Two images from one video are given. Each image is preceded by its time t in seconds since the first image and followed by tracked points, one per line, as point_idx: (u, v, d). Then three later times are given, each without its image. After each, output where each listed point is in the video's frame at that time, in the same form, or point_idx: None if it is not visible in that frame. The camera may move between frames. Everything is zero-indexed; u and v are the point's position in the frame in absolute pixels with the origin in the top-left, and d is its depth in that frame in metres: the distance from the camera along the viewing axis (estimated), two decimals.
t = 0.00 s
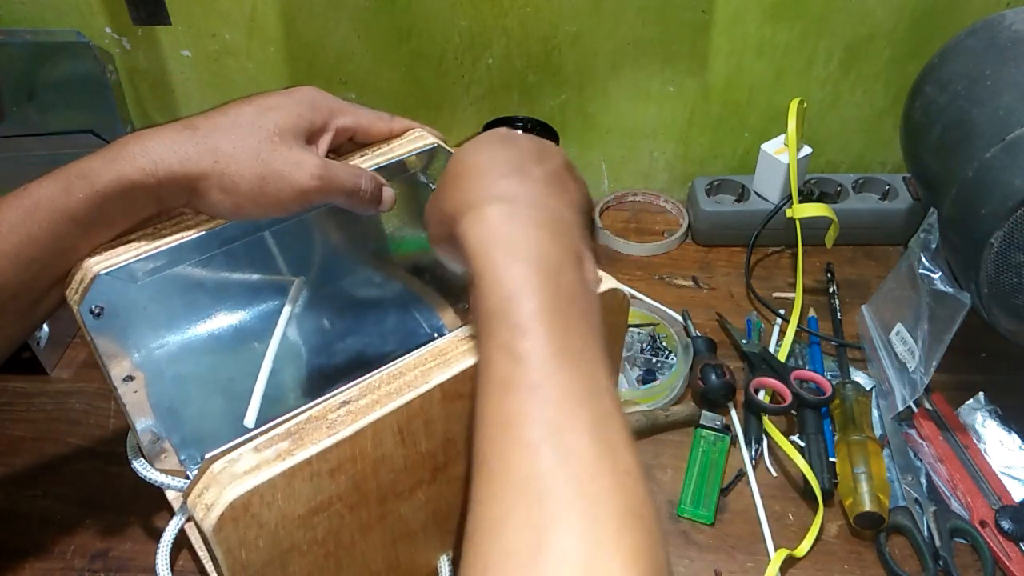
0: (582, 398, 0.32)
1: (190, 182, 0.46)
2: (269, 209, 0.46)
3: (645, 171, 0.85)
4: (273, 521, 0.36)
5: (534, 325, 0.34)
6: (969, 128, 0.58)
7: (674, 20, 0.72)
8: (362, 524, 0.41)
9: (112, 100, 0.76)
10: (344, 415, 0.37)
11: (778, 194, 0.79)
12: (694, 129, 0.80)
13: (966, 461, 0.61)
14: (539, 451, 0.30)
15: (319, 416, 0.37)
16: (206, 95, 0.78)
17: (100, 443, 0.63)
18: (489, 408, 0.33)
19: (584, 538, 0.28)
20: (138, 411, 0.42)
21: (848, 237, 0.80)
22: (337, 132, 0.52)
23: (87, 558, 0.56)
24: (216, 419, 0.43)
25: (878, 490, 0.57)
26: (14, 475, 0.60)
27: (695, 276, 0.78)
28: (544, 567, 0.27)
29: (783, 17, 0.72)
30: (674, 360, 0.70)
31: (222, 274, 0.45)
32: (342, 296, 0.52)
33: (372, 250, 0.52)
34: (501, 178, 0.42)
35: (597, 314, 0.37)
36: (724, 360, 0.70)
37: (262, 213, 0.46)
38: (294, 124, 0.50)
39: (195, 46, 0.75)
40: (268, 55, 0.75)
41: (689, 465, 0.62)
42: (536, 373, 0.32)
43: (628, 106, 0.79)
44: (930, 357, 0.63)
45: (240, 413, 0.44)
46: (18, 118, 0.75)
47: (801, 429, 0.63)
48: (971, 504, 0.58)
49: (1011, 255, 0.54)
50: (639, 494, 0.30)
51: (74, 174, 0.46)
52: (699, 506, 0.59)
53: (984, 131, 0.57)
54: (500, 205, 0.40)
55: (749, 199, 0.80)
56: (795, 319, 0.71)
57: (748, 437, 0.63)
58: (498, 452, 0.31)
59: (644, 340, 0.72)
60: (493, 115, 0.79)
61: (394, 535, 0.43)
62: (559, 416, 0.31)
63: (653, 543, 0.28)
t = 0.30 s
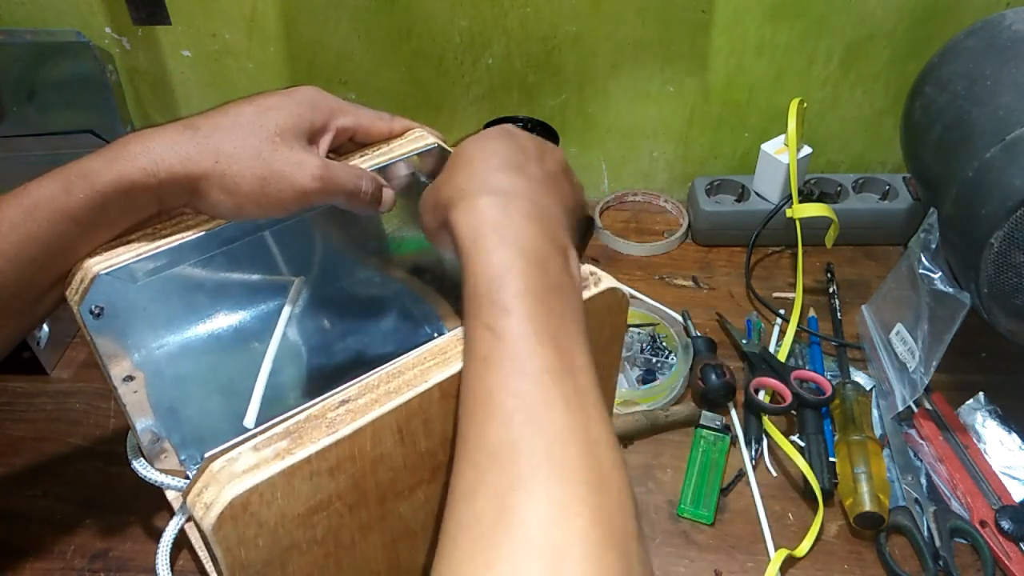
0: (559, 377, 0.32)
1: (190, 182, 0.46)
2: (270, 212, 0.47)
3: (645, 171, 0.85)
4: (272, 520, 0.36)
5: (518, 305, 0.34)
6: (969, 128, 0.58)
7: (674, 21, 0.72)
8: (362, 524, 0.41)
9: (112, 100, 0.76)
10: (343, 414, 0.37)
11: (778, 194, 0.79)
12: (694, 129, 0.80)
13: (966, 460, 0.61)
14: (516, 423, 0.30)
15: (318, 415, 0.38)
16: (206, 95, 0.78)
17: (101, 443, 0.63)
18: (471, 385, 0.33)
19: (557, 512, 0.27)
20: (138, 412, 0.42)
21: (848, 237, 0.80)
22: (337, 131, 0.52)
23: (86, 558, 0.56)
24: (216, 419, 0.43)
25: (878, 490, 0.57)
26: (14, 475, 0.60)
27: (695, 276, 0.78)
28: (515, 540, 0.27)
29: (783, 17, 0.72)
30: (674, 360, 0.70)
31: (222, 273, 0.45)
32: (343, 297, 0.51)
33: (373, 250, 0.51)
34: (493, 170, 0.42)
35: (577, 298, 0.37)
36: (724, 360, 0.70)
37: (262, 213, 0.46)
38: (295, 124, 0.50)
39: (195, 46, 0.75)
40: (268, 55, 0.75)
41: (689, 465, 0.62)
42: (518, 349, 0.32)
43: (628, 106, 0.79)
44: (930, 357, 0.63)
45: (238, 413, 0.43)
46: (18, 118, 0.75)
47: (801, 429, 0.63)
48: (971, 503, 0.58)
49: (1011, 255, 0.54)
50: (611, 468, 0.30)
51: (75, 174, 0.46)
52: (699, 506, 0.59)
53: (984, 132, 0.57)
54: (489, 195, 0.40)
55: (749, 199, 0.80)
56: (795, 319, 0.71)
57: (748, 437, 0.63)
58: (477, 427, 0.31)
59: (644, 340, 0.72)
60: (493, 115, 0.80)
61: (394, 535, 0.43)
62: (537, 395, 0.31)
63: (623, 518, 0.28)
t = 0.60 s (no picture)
0: (569, 376, 0.32)
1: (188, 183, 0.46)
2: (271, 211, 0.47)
3: (645, 171, 0.85)
4: (274, 523, 0.36)
5: (529, 305, 0.34)
6: (969, 128, 0.58)
7: (674, 20, 0.72)
8: (363, 526, 0.41)
9: (112, 101, 0.77)
10: (343, 417, 0.37)
11: (778, 194, 0.79)
12: (694, 129, 0.80)
13: (966, 461, 0.61)
14: (524, 423, 0.30)
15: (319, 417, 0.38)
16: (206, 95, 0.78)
17: (101, 443, 0.63)
18: (480, 384, 0.32)
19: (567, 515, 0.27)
20: (137, 411, 0.42)
21: (848, 237, 0.80)
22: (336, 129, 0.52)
23: (86, 558, 0.56)
24: (216, 420, 0.43)
25: (878, 490, 0.57)
26: (14, 475, 0.60)
27: (695, 276, 0.78)
28: (525, 542, 0.27)
29: (783, 17, 0.72)
30: (674, 360, 0.70)
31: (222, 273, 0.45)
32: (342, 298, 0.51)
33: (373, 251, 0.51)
34: (502, 172, 0.42)
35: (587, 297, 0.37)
36: (724, 360, 0.70)
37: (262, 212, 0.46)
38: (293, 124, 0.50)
39: (195, 46, 0.75)
40: (268, 55, 0.75)
41: (689, 465, 0.62)
42: (527, 348, 0.32)
43: (628, 106, 0.79)
44: (930, 357, 0.63)
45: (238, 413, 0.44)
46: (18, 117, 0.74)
47: (801, 429, 0.63)
48: (971, 503, 0.58)
49: (1011, 255, 0.54)
50: (622, 470, 0.29)
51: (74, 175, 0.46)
52: (699, 506, 0.59)
53: (984, 132, 0.57)
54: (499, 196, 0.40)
55: (749, 199, 0.80)
56: (795, 319, 0.71)
57: (748, 437, 0.63)
58: (486, 426, 0.31)
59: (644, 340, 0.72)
60: (493, 115, 0.79)
61: (395, 536, 0.43)
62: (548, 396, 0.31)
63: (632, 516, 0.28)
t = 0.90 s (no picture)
0: (564, 388, 0.32)
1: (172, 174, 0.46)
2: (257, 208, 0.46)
3: (645, 171, 0.85)
4: (274, 523, 0.36)
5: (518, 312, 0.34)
6: (969, 128, 0.58)
7: (674, 20, 0.72)
8: (363, 525, 0.41)
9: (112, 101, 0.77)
10: (343, 418, 0.37)
11: (778, 194, 0.79)
12: (694, 129, 0.80)
13: (966, 461, 0.61)
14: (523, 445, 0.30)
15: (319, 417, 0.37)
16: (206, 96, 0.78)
17: (100, 443, 0.63)
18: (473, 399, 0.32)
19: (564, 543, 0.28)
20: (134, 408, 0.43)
21: (848, 237, 0.80)
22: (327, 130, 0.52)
23: (87, 557, 0.56)
24: (218, 422, 0.43)
25: (878, 490, 0.57)
26: (14, 475, 0.60)
27: (695, 276, 0.78)
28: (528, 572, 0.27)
29: (783, 17, 0.72)
30: (674, 360, 0.70)
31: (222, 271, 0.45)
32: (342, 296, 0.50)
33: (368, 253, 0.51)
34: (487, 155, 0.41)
35: (585, 297, 0.36)
36: (724, 360, 0.70)
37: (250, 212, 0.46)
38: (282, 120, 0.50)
39: (194, 46, 0.75)
40: (268, 55, 0.75)
41: (689, 465, 0.62)
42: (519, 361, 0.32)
43: (627, 106, 0.79)
44: (930, 357, 0.63)
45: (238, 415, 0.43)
46: (18, 118, 0.76)
47: (801, 429, 0.63)
48: (971, 503, 0.58)
49: (1010, 255, 0.54)
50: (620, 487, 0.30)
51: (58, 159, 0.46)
52: (699, 506, 0.59)
53: (984, 132, 0.57)
54: (486, 197, 0.39)
55: (749, 199, 0.80)
56: (795, 319, 0.71)
57: (748, 437, 0.63)
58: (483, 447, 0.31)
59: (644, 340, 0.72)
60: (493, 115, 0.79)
61: (396, 537, 0.43)
62: (542, 404, 0.31)
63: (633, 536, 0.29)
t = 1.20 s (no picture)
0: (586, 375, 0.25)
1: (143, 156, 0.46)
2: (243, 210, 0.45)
3: (645, 171, 0.85)
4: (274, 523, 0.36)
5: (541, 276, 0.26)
6: (969, 127, 0.58)
7: (673, 20, 0.72)
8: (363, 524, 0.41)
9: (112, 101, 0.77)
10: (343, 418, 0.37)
11: (778, 194, 0.79)
12: (694, 129, 0.80)
13: (966, 461, 0.60)
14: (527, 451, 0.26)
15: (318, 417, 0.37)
16: (206, 97, 0.78)
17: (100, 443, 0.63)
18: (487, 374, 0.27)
19: None
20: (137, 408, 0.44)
21: (848, 237, 0.80)
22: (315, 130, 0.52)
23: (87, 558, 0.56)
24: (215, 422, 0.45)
25: (878, 490, 0.57)
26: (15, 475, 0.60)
27: (695, 276, 0.78)
28: None
29: (783, 17, 0.72)
30: (674, 360, 0.70)
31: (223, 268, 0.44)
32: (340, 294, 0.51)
33: (373, 250, 0.52)
34: None
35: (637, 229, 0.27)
36: (724, 360, 0.70)
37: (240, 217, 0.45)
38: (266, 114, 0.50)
39: (194, 46, 0.75)
40: (268, 55, 0.75)
41: (689, 464, 0.62)
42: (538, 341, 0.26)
43: (627, 106, 0.78)
44: (930, 357, 0.63)
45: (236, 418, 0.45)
46: (19, 117, 0.78)
47: (801, 429, 0.63)
48: (972, 504, 0.58)
49: (1011, 255, 0.54)
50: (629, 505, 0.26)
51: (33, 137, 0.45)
52: (699, 506, 0.59)
53: (984, 132, 0.57)
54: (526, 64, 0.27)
55: (749, 199, 0.80)
56: (795, 319, 0.71)
57: (748, 437, 0.63)
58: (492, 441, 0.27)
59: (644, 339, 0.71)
60: (493, 115, 0.79)
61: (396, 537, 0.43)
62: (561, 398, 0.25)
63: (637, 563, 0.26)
